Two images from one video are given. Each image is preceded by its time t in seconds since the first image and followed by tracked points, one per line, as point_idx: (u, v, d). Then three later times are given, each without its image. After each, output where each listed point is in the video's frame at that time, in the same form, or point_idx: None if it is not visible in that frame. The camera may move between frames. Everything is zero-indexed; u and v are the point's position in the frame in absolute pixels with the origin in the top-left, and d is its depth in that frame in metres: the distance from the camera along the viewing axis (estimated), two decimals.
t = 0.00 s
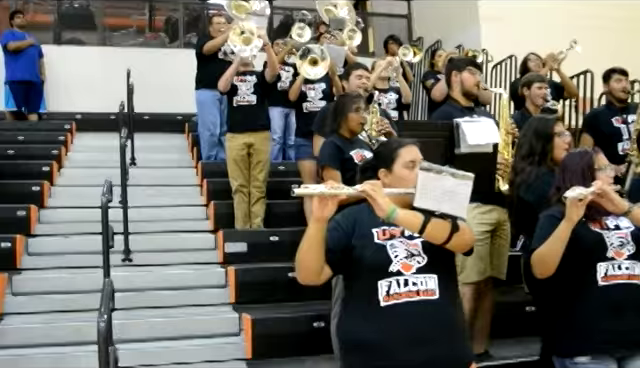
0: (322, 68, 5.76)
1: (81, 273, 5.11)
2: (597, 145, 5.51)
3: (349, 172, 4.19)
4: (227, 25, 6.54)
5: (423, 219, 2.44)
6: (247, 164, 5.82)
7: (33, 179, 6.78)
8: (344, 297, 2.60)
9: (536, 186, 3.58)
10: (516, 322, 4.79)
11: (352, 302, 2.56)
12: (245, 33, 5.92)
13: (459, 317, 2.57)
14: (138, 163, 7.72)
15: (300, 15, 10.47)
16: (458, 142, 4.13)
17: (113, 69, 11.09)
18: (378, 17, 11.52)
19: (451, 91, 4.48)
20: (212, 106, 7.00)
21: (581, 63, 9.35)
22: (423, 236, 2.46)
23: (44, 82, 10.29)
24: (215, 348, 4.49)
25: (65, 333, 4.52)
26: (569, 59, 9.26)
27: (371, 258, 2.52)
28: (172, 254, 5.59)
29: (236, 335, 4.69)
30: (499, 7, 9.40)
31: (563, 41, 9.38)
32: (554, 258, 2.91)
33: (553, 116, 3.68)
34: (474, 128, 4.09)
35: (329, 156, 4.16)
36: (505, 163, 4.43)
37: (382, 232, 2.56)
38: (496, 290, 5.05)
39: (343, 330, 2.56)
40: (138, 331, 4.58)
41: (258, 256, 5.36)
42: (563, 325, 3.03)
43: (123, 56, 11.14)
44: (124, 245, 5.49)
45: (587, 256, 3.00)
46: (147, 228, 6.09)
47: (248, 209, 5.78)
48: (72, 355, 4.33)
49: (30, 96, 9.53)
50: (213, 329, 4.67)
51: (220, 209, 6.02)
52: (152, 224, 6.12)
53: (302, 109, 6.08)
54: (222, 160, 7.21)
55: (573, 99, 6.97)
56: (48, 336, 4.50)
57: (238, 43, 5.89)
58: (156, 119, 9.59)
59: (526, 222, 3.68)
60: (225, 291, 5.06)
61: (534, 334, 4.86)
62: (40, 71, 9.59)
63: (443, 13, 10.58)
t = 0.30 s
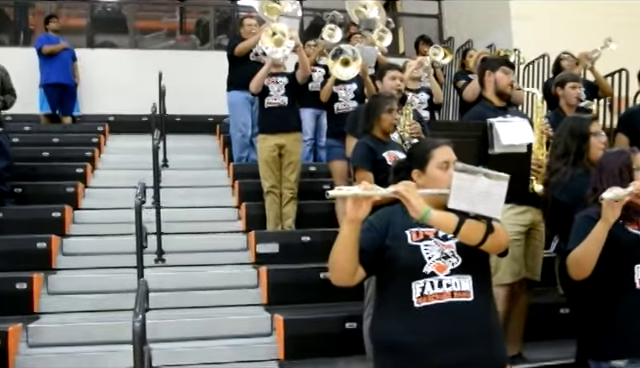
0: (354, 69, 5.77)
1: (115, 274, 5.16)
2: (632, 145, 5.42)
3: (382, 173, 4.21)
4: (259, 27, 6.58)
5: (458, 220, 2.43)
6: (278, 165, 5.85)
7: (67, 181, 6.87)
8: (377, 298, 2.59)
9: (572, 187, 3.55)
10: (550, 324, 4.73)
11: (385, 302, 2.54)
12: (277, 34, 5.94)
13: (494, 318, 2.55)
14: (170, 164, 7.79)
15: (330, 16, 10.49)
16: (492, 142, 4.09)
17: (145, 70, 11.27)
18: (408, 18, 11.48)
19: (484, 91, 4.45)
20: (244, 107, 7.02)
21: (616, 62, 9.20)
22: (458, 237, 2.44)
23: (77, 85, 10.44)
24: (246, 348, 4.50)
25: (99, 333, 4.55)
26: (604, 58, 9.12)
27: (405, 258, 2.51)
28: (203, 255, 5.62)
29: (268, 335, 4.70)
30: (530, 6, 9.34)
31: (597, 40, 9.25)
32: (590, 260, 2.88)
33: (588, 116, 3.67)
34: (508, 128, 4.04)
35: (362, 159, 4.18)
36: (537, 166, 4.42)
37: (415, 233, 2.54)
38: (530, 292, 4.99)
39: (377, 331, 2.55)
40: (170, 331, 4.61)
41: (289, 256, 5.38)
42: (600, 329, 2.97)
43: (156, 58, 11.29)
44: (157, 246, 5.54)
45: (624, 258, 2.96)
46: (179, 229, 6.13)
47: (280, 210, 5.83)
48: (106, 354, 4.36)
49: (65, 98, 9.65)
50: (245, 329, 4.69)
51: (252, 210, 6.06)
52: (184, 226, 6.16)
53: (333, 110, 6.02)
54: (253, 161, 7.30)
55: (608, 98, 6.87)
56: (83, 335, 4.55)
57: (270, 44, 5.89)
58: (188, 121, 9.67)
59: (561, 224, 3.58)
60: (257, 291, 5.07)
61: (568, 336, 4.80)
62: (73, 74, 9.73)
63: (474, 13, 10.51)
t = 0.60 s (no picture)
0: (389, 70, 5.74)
1: (151, 273, 5.21)
2: None
3: (417, 175, 4.18)
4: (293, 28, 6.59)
5: (496, 223, 2.41)
6: (312, 166, 5.86)
7: (104, 180, 6.95)
8: (414, 301, 2.57)
9: (610, 190, 3.52)
10: (587, 329, 4.67)
11: (421, 306, 2.53)
12: (311, 36, 5.94)
13: (532, 323, 2.53)
14: (204, 165, 7.85)
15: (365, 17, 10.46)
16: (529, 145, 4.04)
17: (180, 71, 11.39)
18: (443, 18, 11.41)
19: (521, 92, 4.41)
20: (278, 109, 7.06)
21: None
22: (497, 241, 2.42)
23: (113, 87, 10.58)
24: (280, 349, 4.50)
25: (135, 331, 4.60)
26: None
27: (442, 261, 2.49)
28: (237, 256, 5.65)
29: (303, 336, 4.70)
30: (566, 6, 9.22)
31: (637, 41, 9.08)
32: (631, 264, 2.81)
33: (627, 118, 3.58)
34: (546, 130, 3.98)
35: (397, 160, 4.17)
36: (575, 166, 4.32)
37: (453, 236, 2.52)
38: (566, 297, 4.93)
39: (413, 334, 2.54)
40: (205, 331, 4.64)
41: (324, 257, 5.40)
42: None
43: (190, 60, 11.40)
44: (192, 246, 5.58)
45: None
46: (214, 229, 6.18)
47: (314, 211, 5.85)
48: (141, 353, 4.40)
49: (100, 99, 9.81)
50: (279, 329, 4.69)
51: (286, 211, 6.10)
52: (219, 226, 6.20)
53: (368, 111, 6.05)
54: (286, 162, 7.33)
55: None
56: (119, 334, 4.59)
57: (303, 45, 5.92)
58: (222, 122, 9.74)
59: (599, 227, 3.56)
60: (291, 292, 5.07)
61: (606, 342, 4.73)
62: (109, 76, 9.85)
63: (510, 13, 10.40)
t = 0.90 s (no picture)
0: (433, 67, 5.70)
1: (199, 272, 5.26)
2: None
3: (466, 174, 4.14)
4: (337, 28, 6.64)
5: (550, 222, 2.37)
6: (357, 166, 5.84)
7: (151, 181, 7.04)
8: (465, 301, 2.54)
9: None
10: None
11: (473, 306, 2.50)
12: (354, 35, 5.97)
13: (589, 324, 2.48)
14: (249, 165, 7.91)
15: (407, 15, 10.41)
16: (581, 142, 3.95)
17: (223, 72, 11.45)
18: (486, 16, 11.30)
19: (571, 88, 4.32)
20: (322, 109, 7.06)
21: None
22: (551, 240, 2.38)
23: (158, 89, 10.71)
24: (328, 348, 4.50)
25: (184, 330, 4.65)
26: None
27: (495, 261, 2.45)
28: (284, 255, 5.67)
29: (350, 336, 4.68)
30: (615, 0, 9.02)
31: None
32: None
33: None
34: (598, 127, 3.92)
35: (443, 160, 4.16)
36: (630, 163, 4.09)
37: (505, 236, 2.49)
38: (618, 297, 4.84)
39: (465, 334, 2.51)
40: (252, 330, 4.67)
41: (370, 257, 5.40)
42: None
43: (234, 61, 11.48)
44: (238, 246, 5.62)
45: None
46: (260, 229, 6.21)
47: (360, 211, 5.85)
48: (190, 352, 4.44)
49: (146, 100, 9.89)
50: (326, 329, 4.69)
51: (331, 210, 6.11)
52: (264, 226, 6.23)
53: (413, 110, 6.01)
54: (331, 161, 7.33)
55: None
56: (169, 332, 4.65)
57: (347, 44, 5.94)
58: (266, 123, 9.80)
59: None
60: (337, 291, 5.07)
61: None
62: (154, 78, 9.97)
63: (555, 10, 10.26)
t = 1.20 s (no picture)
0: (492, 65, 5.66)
1: (258, 272, 5.30)
2: None
3: (529, 173, 4.07)
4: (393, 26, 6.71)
5: (622, 222, 2.31)
6: (415, 165, 5.79)
7: (208, 181, 7.12)
8: (532, 301, 2.50)
9: None
10: None
11: (540, 307, 2.45)
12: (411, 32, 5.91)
13: None
14: (305, 164, 7.93)
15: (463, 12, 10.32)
16: None
17: (278, 72, 11.55)
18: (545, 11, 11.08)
19: None
20: (378, 108, 7.05)
21: None
22: (623, 240, 2.32)
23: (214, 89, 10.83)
24: (387, 348, 4.48)
25: (244, 329, 4.70)
26: None
27: (564, 261, 2.39)
28: (342, 255, 5.66)
29: (409, 336, 4.64)
30: None
31: None
32: None
33: None
34: None
35: (504, 158, 4.07)
36: None
37: (574, 235, 2.41)
38: None
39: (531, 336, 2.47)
40: (311, 330, 4.67)
41: (429, 256, 5.36)
42: None
43: (289, 61, 11.54)
44: (296, 245, 5.64)
45: None
46: (317, 228, 6.22)
47: (417, 210, 5.77)
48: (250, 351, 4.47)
49: (202, 101, 10.00)
50: (385, 329, 4.67)
51: (389, 210, 6.09)
52: (321, 225, 6.24)
53: (471, 108, 5.88)
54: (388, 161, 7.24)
55: None
56: (229, 331, 4.70)
57: (404, 43, 5.89)
58: (321, 122, 9.82)
59: None
60: (396, 291, 5.05)
61: None
62: (210, 79, 10.06)
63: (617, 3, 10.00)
